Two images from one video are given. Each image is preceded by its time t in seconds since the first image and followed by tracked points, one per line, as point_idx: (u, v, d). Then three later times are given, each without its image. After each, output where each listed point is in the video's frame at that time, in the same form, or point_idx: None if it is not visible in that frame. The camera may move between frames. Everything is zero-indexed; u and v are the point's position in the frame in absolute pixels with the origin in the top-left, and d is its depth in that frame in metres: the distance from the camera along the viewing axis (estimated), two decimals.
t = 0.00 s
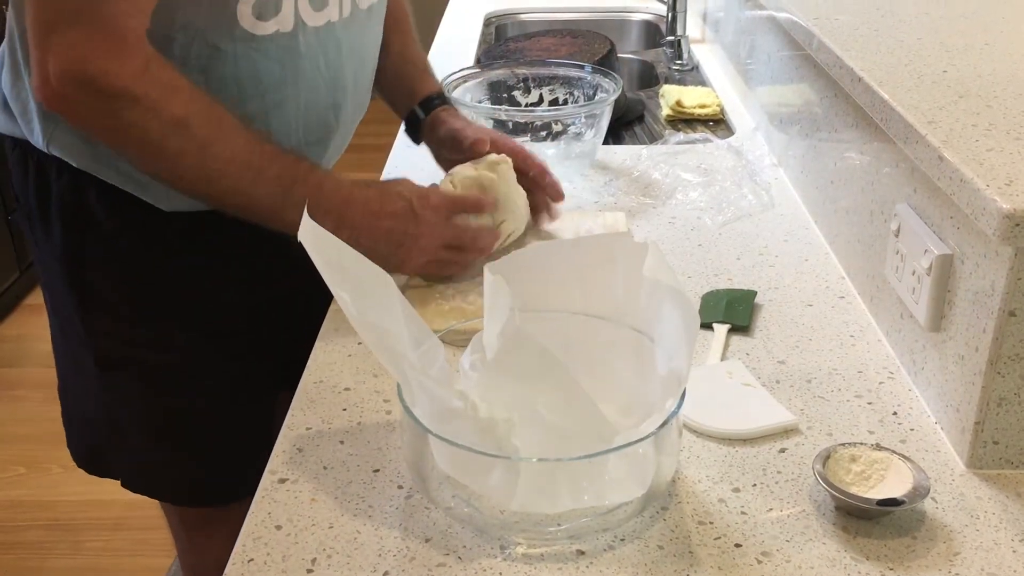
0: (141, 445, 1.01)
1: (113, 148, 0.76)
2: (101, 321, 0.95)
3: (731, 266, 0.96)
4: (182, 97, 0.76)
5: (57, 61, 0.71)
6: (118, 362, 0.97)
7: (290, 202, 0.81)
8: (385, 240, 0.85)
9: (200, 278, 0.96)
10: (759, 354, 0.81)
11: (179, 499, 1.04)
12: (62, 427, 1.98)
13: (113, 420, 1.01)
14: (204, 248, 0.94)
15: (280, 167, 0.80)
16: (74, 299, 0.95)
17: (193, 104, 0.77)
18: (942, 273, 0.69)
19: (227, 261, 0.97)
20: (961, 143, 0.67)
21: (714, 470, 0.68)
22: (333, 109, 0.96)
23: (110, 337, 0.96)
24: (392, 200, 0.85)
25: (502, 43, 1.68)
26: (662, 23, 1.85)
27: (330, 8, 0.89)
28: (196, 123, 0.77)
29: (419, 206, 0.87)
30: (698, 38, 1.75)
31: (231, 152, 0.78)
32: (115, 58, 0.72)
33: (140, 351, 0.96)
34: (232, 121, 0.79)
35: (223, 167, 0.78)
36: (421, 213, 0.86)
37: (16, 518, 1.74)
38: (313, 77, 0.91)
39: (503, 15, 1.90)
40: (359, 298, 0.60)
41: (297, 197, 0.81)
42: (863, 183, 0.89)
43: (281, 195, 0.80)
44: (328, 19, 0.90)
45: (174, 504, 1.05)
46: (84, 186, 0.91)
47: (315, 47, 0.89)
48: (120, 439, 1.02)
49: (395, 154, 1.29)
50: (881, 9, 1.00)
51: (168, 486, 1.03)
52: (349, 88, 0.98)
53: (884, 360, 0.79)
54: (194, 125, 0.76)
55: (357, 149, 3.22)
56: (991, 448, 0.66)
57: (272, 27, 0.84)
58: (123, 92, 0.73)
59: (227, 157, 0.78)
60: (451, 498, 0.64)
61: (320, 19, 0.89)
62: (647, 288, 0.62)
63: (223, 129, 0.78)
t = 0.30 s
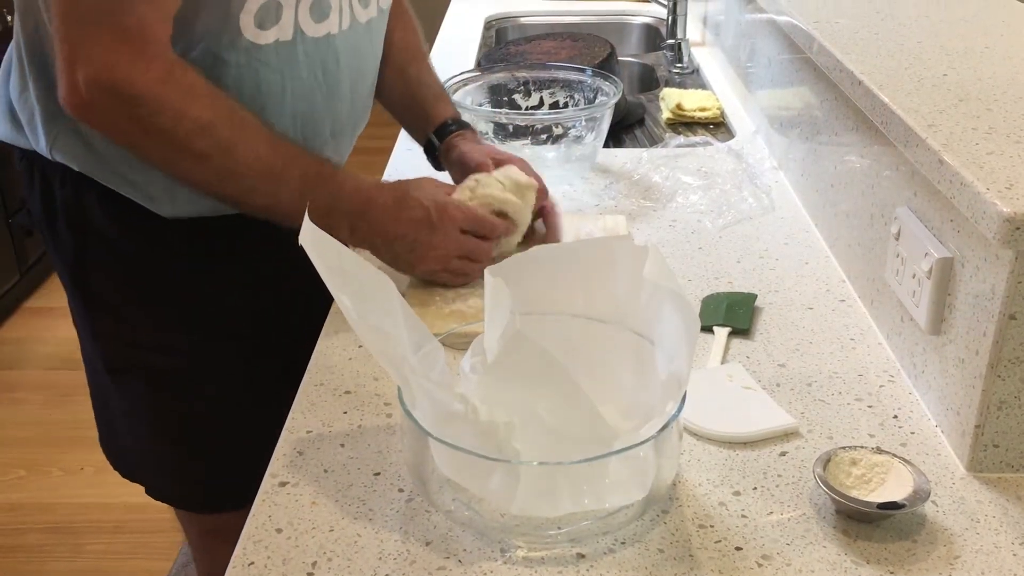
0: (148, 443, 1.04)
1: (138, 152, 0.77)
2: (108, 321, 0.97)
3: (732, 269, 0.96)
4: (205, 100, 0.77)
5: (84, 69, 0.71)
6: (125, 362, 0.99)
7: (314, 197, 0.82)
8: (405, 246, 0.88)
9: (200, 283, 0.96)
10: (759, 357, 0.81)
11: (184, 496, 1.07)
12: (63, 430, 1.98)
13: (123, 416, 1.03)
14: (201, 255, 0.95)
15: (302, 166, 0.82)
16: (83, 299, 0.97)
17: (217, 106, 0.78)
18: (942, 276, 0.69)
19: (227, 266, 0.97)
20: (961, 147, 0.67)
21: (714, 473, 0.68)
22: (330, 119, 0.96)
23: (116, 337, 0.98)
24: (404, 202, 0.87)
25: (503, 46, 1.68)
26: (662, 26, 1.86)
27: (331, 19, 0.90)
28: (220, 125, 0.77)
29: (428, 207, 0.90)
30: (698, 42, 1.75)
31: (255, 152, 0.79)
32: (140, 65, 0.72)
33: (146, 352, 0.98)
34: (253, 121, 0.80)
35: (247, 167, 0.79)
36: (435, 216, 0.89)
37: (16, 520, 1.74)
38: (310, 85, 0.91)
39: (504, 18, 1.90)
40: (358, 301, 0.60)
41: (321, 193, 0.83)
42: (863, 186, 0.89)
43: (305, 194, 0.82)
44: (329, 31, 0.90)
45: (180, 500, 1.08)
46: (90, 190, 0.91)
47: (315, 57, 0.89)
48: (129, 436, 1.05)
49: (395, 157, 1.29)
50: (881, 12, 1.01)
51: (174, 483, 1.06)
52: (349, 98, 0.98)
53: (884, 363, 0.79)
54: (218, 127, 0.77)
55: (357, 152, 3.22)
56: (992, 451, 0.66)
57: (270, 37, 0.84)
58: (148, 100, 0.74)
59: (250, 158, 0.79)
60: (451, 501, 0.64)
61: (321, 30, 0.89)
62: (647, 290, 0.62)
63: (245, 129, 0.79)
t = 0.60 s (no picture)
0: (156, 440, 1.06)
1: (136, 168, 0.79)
2: (114, 323, 0.98)
3: (732, 271, 0.96)
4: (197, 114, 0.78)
5: (77, 92, 0.72)
6: (132, 362, 1.00)
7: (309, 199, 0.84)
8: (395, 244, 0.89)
9: (201, 288, 0.96)
10: (760, 360, 0.81)
11: (191, 492, 1.09)
12: (63, 432, 1.98)
13: (133, 412, 1.05)
14: (202, 261, 0.95)
15: (296, 170, 0.83)
16: (90, 300, 0.98)
17: (208, 120, 0.79)
18: (942, 279, 0.69)
19: (227, 271, 0.96)
20: (961, 149, 0.67)
21: (714, 475, 0.68)
22: (333, 134, 0.97)
23: (123, 339, 0.99)
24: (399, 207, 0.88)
25: (503, 48, 1.68)
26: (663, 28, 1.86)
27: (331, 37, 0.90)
28: (213, 138, 0.79)
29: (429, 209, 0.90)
30: (699, 44, 1.75)
31: (251, 162, 0.81)
32: (132, 85, 0.73)
33: (150, 354, 0.99)
34: (246, 128, 0.81)
35: (241, 178, 0.81)
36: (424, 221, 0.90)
37: (16, 522, 1.75)
38: (311, 103, 0.91)
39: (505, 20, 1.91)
40: (359, 302, 0.60)
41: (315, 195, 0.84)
42: (863, 188, 0.89)
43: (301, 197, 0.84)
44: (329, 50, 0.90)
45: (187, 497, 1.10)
46: (94, 195, 0.91)
47: (315, 75, 0.90)
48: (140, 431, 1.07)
49: (395, 159, 1.29)
50: (881, 15, 1.01)
51: (181, 479, 1.08)
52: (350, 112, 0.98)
53: (885, 365, 0.80)
54: (211, 140, 0.79)
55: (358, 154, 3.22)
56: (992, 453, 0.66)
57: (271, 57, 0.85)
58: (141, 119, 0.75)
59: (244, 168, 0.81)
60: (452, 503, 0.64)
61: (321, 50, 0.89)
62: (647, 291, 0.62)
63: (239, 140, 0.80)
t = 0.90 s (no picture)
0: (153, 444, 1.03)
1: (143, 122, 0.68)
2: (114, 322, 0.97)
3: (733, 273, 0.96)
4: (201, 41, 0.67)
5: (75, 55, 0.63)
6: (131, 362, 0.99)
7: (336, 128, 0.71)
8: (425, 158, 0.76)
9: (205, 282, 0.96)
10: (761, 361, 0.81)
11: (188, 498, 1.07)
12: (64, 434, 1.98)
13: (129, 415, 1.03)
14: (205, 252, 0.95)
15: (309, 85, 0.69)
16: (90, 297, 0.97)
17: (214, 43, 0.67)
18: (943, 279, 0.69)
19: (227, 261, 0.97)
20: (962, 150, 0.67)
21: (715, 476, 0.68)
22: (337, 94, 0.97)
23: (122, 337, 0.97)
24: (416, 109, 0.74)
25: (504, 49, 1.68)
26: (663, 29, 1.86)
27: None
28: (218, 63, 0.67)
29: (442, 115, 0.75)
30: (700, 45, 1.75)
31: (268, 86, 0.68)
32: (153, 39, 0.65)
33: (151, 352, 0.98)
34: (256, 51, 0.69)
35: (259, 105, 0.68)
36: (498, 161, 0.79)
37: (17, 524, 1.75)
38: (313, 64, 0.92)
39: (507, 21, 1.91)
40: (359, 302, 0.60)
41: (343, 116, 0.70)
42: (864, 188, 0.89)
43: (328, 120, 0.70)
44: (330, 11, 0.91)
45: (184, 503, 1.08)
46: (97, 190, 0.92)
47: (314, 37, 0.91)
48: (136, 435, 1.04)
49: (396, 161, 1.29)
50: (881, 15, 1.01)
51: (178, 485, 1.06)
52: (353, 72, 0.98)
53: (885, 366, 0.80)
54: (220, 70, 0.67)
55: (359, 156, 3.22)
56: (993, 454, 0.66)
57: (272, 21, 0.85)
58: (153, 71, 0.65)
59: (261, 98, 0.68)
60: (452, 505, 0.64)
61: (322, 10, 0.90)
62: (649, 294, 0.63)
63: (249, 64, 0.68)
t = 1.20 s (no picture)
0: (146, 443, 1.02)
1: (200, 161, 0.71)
2: (107, 324, 0.98)
3: (733, 274, 0.96)
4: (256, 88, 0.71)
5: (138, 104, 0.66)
6: (126, 365, 0.99)
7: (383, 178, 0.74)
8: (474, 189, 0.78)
9: (197, 284, 0.96)
10: (761, 362, 0.81)
11: (183, 502, 1.05)
12: (65, 434, 1.98)
13: (124, 420, 1.03)
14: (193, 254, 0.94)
15: (367, 140, 0.72)
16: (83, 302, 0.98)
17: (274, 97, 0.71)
18: (943, 280, 0.69)
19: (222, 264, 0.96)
20: (962, 151, 0.67)
21: (715, 477, 0.68)
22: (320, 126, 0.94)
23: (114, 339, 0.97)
24: (460, 149, 0.76)
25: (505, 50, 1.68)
26: (663, 29, 1.87)
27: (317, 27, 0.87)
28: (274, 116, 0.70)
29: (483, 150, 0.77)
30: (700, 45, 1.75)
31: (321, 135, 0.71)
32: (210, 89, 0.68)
33: (144, 354, 0.98)
34: (303, 100, 0.72)
35: (310, 152, 0.71)
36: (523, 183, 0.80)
37: (18, 524, 1.75)
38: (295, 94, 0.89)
39: (507, 22, 1.91)
40: (357, 303, 0.60)
41: (389, 169, 0.74)
42: (864, 189, 0.89)
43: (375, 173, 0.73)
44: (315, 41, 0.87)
45: (180, 506, 1.05)
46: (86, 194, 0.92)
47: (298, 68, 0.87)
48: (129, 442, 1.03)
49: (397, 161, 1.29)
50: (881, 16, 1.01)
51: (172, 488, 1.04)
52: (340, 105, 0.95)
53: (886, 367, 0.80)
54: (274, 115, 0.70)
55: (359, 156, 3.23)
56: (993, 455, 0.66)
57: (255, 50, 0.82)
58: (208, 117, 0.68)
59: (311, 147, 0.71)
60: (453, 506, 0.64)
61: (308, 41, 0.86)
62: (648, 296, 0.63)
63: (306, 118, 0.71)
